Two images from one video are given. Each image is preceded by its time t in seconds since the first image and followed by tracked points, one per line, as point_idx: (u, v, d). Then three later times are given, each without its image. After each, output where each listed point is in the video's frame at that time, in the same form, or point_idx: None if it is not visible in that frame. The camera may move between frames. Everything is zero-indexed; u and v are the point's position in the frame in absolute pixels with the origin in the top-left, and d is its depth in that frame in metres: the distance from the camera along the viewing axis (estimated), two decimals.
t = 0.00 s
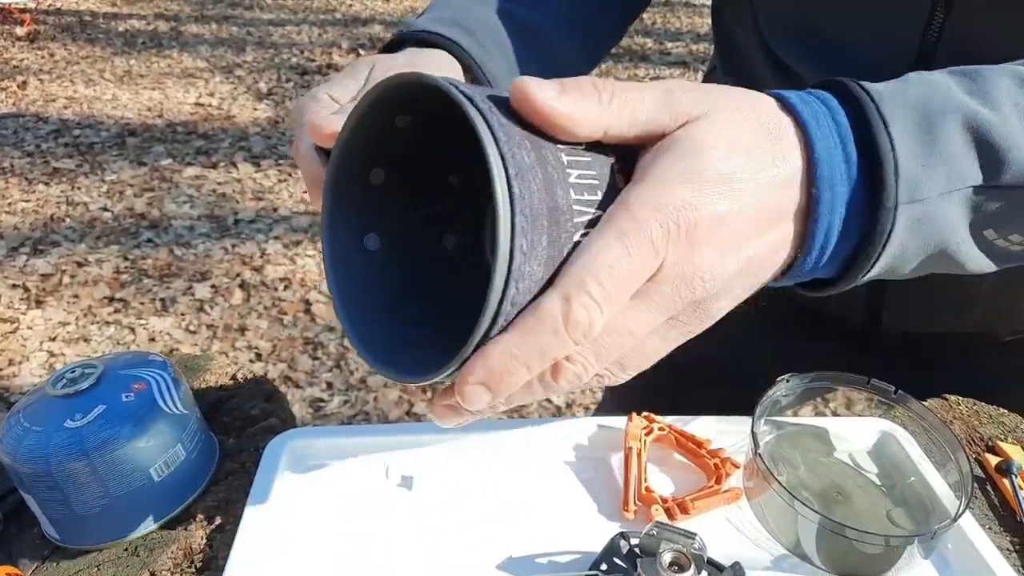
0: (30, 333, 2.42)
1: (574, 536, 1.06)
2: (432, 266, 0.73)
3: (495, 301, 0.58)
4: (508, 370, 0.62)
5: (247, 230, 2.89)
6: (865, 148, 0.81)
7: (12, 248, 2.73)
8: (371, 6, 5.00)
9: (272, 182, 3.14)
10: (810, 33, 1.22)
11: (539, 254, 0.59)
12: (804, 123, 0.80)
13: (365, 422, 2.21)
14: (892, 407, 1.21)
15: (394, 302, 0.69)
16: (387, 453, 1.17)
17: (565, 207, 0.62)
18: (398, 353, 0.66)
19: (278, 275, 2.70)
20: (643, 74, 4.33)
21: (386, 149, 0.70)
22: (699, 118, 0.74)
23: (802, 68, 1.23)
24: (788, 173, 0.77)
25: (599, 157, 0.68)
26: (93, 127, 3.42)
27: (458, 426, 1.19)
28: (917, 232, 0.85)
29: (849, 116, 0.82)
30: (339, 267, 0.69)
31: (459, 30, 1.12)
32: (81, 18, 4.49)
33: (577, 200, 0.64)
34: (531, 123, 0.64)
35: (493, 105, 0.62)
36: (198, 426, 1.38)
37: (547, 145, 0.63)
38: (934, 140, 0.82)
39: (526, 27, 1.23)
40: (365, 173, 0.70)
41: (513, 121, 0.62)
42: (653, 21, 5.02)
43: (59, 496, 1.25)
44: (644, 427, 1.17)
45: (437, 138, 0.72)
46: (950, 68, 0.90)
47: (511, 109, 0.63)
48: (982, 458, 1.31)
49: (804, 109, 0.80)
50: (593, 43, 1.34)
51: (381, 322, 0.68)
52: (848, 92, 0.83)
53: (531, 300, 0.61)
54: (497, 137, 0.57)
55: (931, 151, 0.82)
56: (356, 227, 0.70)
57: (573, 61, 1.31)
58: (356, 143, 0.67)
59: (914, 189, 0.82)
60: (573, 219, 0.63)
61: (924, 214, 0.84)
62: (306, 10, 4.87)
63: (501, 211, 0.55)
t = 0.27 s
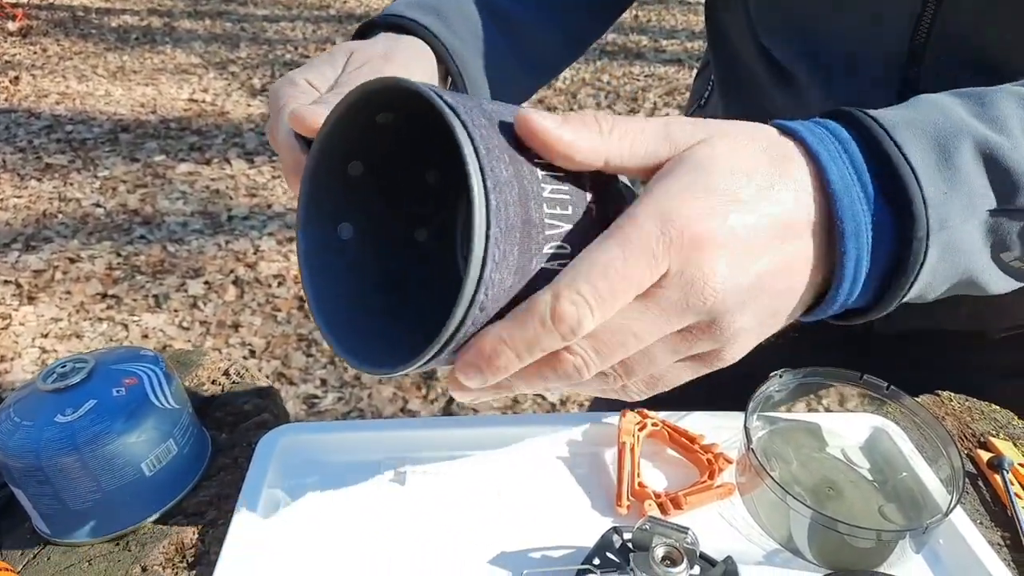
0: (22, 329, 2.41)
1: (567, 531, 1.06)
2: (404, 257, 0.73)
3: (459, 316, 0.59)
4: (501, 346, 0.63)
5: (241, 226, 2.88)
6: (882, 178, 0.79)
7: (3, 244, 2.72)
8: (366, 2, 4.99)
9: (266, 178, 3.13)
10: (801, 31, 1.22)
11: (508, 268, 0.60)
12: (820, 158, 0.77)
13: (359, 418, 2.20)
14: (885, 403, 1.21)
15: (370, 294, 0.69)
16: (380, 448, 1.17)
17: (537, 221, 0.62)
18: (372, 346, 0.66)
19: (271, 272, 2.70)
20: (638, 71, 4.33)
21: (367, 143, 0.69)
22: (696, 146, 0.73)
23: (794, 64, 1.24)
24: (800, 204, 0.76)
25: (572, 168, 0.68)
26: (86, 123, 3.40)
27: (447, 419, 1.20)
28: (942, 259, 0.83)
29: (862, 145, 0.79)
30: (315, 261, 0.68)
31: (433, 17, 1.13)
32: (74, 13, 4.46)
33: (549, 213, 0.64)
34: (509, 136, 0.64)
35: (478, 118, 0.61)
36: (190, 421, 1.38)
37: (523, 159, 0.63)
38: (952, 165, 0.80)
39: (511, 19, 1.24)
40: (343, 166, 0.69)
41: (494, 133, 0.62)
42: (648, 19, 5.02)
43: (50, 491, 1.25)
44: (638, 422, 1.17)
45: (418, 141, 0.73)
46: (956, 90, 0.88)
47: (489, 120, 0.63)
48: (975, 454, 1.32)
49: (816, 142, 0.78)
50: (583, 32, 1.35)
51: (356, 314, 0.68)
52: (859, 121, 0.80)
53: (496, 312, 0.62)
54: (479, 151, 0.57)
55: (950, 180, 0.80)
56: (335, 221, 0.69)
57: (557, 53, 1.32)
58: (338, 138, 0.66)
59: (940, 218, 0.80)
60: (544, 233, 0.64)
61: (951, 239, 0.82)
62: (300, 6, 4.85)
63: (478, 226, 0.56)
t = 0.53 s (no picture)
0: (27, 325, 2.42)
1: (572, 528, 1.06)
2: (386, 253, 0.82)
3: (434, 291, 0.64)
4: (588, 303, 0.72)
5: (244, 223, 2.89)
6: (932, 194, 0.84)
7: (8, 240, 2.72)
8: None
9: (269, 175, 3.13)
10: (807, 29, 1.22)
11: (476, 246, 0.65)
12: (879, 174, 0.82)
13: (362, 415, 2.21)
14: (889, 402, 1.21)
15: (352, 287, 0.78)
16: (384, 444, 1.17)
17: (505, 200, 0.66)
18: (355, 334, 0.75)
19: (275, 269, 2.70)
20: (642, 69, 4.32)
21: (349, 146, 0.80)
22: (776, 163, 0.81)
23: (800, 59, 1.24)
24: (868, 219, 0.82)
25: (545, 149, 0.71)
26: (89, 120, 3.41)
27: (450, 416, 1.20)
28: (981, 269, 0.87)
29: (913, 160, 0.84)
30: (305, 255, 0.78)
31: (431, 22, 1.14)
32: (78, 10, 4.47)
33: (520, 192, 0.68)
34: (475, 121, 0.68)
35: (437, 106, 0.67)
36: (195, 418, 1.38)
37: (489, 142, 0.67)
38: (996, 184, 0.84)
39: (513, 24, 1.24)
40: (332, 170, 0.79)
41: (455, 119, 0.67)
42: (652, 16, 5.02)
43: (55, 486, 1.25)
44: (642, 420, 1.17)
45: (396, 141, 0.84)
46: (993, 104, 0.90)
47: (451, 106, 0.68)
48: (980, 453, 1.31)
49: (875, 157, 0.83)
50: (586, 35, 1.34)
51: (342, 306, 0.77)
52: (909, 136, 0.85)
53: (475, 288, 0.66)
54: (435, 137, 0.64)
55: (992, 197, 0.84)
56: (323, 220, 0.79)
57: (560, 55, 1.32)
58: (320, 142, 0.76)
59: (984, 234, 0.85)
60: (514, 211, 0.67)
61: (990, 252, 0.86)
62: (303, 3, 4.85)
63: (434, 205, 0.62)
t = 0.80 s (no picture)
0: (35, 321, 2.43)
1: (578, 526, 1.06)
2: (391, 243, 0.82)
3: (442, 281, 0.64)
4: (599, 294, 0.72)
5: (251, 221, 2.89)
6: (945, 191, 0.83)
7: (16, 236, 2.73)
8: None
9: (276, 173, 3.14)
10: (817, 28, 1.21)
11: (483, 235, 0.65)
12: (891, 171, 0.82)
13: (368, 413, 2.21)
14: (898, 402, 1.21)
15: (357, 278, 0.78)
16: (392, 442, 1.17)
17: (513, 189, 0.66)
18: (361, 326, 0.75)
19: (281, 266, 2.71)
20: (649, 68, 4.32)
21: (355, 137, 0.80)
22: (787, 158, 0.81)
23: (809, 58, 1.23)
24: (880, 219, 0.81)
25: (554, 138, 0.71)
26: (98, 117, 3.42)
27: (456, 414, 1.20)
28: (993, 267, 0.86)
29: (924, 156, 0.84)
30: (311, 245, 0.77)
31: (438, 19, 1.14)
32: (86, 8, 4.49)
33: (528, 181, 0.67)
34: (482, 109, 0.68)
35: (444, 93, 0.67)
36: (203, 414, 1.38)
37: (497, 131, 0.67)
38: (1009, 180, 0.83)
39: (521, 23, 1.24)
40: (338, 162, 0.79)
41: (462, 106, 0.67)
42: (659, 15, 5.01)
43: (63, 481, 1.26)
44: (649, 419, 1.17)
45: (401, 132, 0.84)
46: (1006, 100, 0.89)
47: (458, 94, 0.68)
48: (988, 453, 1.30)
49: (889, 154, 0.83)
50: (595, 33, 1.34)
51: (349, 299, 0.77)
52: (922, 132, 0.84)
53: (483, 279, 0.66)
54: (443, 124, 0.64)
55: (1005, 193, 0.83)
56: (329, 211, 0.79)
57: (568, 54, 1.32)
58: (326, 133, 0.76)
59: (997, 231, 0.83)
60: (523, 200, 0.67)
61: (1004, 250, 0.85)
62: (310, 2, 4.86)
63: (442, 192, 0.62)
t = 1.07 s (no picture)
0: (38, 320, 2.43)
1: (579, 525, 1.06)
2: (380, 265, 0.81)
3: (408, 333, 0.65)
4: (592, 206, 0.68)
5: (254, 220, 2.89)
6: (928, 149, 0.85)
7: (19, 236, 2.74)
8: None
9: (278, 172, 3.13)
10: (819, 24, 1.21)
11: (457, 289, 0.65)
12: (874, 126, 0.83)
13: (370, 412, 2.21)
14: (899, 400, 1.20)
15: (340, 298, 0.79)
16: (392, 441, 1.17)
17: (492, 244, 0.66)
18: (335, 347, 0.75)
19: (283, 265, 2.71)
20: (651, 66, 4.33)
21: (350, 155, 0.79)
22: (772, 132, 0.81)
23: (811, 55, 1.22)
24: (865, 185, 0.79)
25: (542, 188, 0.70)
26: (100, 117, 3.42)
27: (454, 413, 1.20)
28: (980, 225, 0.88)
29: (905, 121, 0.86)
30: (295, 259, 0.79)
31: (447, 18, 1.14)
32: (89, 8, 4.49)
33: (508, 236, 0.67)
34: (473, 156, 0.67)
35: (435, 138, 0.65)
36: (203, 414, 1.38)
37: (484, 180, 0.66)
38: (989, 144, 0.86)
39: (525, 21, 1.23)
40: (330, 175, 0.79)
41: (453, 154, 0.65)
42: (662, 13, 5.01)
43: (63, 481, 1.25)
44: (650, 418, 1.17)
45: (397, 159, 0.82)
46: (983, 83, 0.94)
47: (450, 139, 0.67)
48: (991, 452, 1.28)
49: (875, 115, 0.83)
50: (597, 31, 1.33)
51: (327, 315, 0.77)
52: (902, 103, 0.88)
53: (450, 328, 0.67)
54: (429, 178, 0.62)
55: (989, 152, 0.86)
56: (319, 226, 0.80)
57: (570, 53, 1.31)
58: (315, 152, 0.76)
59: (981, 189, 0.86)
60: (501, 254, 0.67)
61: (988, 211, 0.88)
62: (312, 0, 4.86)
63: (421, 251, 0.61)
